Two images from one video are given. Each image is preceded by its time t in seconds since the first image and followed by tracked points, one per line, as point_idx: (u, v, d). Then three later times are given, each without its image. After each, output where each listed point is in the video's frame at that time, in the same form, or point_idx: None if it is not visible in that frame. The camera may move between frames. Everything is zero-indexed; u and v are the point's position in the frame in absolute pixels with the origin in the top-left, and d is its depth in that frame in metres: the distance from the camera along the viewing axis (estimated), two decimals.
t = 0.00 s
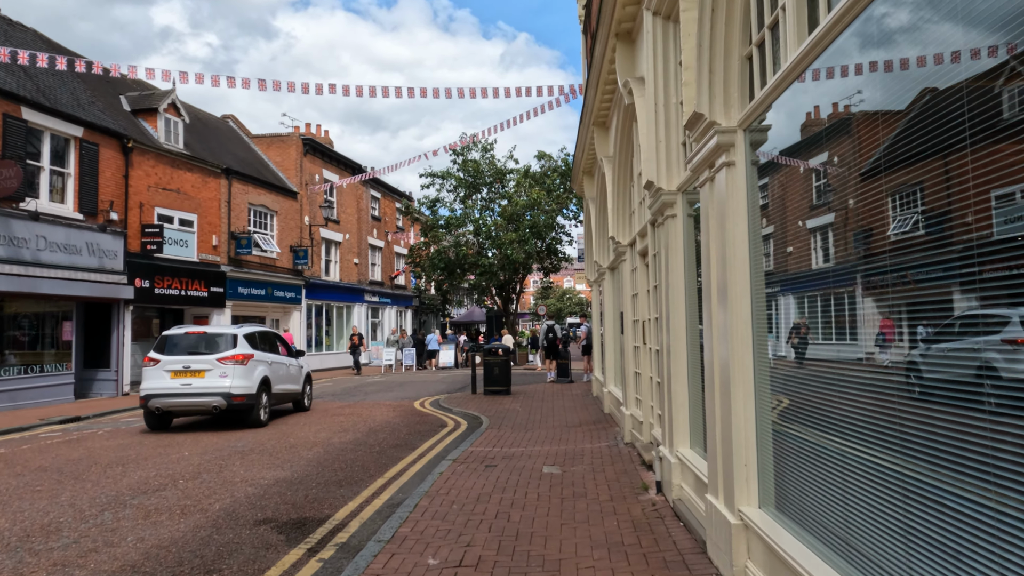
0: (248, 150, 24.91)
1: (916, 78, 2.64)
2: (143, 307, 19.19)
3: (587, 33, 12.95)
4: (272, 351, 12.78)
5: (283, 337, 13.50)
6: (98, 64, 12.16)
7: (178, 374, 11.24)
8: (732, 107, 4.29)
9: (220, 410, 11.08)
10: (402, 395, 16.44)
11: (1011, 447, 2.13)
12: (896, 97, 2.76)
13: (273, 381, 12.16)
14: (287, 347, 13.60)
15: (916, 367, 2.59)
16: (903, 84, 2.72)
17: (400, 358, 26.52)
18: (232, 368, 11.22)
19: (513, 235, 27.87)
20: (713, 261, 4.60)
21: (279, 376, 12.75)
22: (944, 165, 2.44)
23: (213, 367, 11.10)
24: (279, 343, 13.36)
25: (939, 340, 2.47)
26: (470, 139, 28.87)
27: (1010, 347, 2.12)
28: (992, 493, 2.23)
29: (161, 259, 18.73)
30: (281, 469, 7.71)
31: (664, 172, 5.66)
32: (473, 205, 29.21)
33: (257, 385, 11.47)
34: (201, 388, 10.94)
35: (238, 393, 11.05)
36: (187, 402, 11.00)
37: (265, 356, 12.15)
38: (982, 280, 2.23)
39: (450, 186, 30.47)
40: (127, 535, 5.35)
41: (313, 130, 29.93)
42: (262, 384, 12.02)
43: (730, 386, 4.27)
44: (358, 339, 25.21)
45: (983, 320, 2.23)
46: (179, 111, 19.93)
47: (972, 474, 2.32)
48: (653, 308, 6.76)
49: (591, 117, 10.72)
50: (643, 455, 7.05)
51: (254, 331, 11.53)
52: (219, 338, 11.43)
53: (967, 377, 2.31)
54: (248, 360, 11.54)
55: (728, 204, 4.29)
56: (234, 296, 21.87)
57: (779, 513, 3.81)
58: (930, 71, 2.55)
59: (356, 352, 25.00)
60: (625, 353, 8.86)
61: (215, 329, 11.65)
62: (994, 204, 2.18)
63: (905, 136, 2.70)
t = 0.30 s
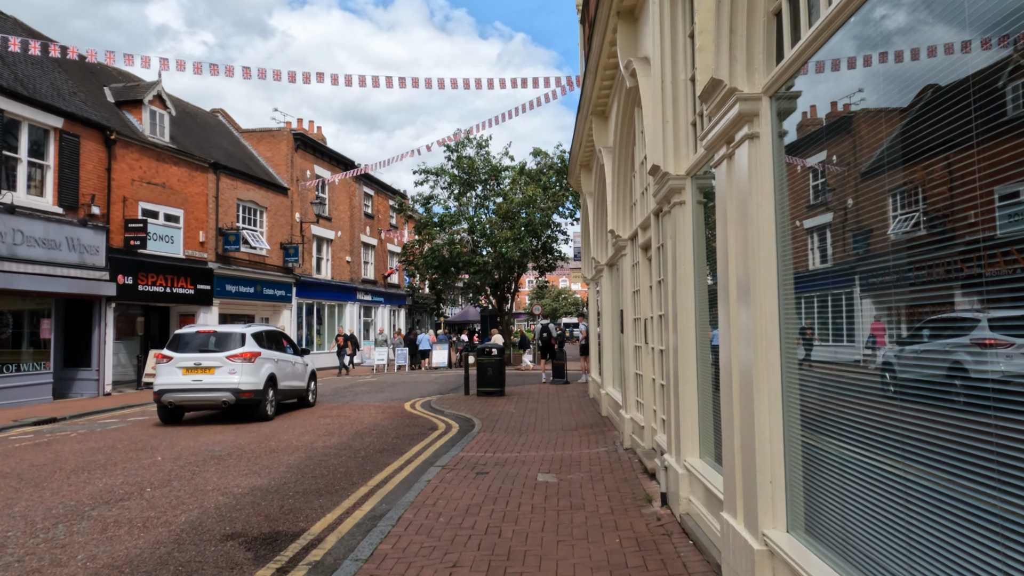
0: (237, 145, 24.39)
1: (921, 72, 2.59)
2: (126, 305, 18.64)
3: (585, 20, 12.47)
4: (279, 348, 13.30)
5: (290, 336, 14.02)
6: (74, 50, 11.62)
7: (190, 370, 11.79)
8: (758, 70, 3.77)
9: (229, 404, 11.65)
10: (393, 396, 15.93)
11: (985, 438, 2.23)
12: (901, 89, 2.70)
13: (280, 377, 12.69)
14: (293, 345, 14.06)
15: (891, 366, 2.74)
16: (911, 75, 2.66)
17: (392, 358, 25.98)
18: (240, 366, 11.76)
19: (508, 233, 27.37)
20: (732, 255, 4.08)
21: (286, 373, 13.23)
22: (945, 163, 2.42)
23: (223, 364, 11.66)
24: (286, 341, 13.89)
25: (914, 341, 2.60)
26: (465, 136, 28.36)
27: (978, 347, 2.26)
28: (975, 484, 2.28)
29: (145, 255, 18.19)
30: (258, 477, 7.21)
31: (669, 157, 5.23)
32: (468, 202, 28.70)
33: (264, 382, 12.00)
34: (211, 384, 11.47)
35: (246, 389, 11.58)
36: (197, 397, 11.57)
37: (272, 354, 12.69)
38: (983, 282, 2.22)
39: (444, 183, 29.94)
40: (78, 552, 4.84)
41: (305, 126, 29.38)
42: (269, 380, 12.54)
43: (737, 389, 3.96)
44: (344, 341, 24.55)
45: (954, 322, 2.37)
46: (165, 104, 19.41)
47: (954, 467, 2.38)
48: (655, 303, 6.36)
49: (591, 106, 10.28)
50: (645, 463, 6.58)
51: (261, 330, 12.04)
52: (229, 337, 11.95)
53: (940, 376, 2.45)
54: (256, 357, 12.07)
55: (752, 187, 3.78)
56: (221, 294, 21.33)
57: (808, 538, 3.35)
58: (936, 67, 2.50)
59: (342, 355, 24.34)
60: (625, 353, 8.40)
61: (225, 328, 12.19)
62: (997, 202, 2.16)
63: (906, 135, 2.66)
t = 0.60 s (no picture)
0: (221, 140, 23.83)
1: (915, 70, 2.35)
2: (105, 304, 18.10)
3: (577, 9, 12.01)
4: (278, 346, 13.54)
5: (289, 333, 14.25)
6: (42, 37, 11.11)
7: (193, 369, 12.01)
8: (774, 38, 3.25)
9: (231, 402, 11.87)
10: (379, 398, 15.47)
11: (955, 436, 2.12)
12: (897, 85, 2.44)
13: (280, 374, 12.94)
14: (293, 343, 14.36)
15: (859, 363, 2.65)
16: (904, 73, 2.41)
17: (380, 358, 25.51)
18: (242, 365, 11.98)
19: (499, 231, 26.93)
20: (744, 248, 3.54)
21: (286, 369, 13.53)
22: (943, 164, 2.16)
23: (225, 364, 11.87)
24: (284, 339, 14.09)
25: (883, 341, 2.52)
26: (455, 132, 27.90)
27: (945, 348, 2.16)
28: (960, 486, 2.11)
29: (124, 253, 17.67)
30: (227, 487, 6.74)
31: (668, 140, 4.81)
32: (458, 200, 28.23)
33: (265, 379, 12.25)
34: (214, 383, 11.69)
35: (248, 386, 11.82)
36: (201, 395, 11.81)
37: (272, 352, 12.93)
38: (981, 280, 1.99)
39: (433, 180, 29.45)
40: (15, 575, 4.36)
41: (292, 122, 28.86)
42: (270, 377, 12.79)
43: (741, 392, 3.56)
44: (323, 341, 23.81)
45: (923, 322, 2.28)
46: (145, 97, 18.85)
47: (923, 467, 2.29)
48: (652, 302, 5.91)
49: (583, 95, 9.83)
50: (641, 472, 6.14)
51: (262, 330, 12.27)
52: (230, 337, 12.17)
53: (906, 375, 2.36)
54: (256, 356, 12.29)
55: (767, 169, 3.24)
56: (205, 293, 20.80)
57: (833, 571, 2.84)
58: (927, 65, 2.28)
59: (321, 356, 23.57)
60: (619, 356, 7.95)
61: (226, 328, 12.41)
62: (996, 201, 1.93)
63: (896, 139, 2.44)
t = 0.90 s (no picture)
0: (209, 138, 23.29)
1: (901, 70, 2.13)
2: (88, 306, 17.56)
3: None
4: (286, 349, 13.66)
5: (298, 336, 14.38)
6: (14, 25, 10.57)
7: (204, 372, 12.16)
8: None
9: (239, 404, 12.00)
10: (370, 402, 14.98)
11: (925, 442, 2.07)
12: (893, 80, 2.17)
13: (287, 377, 13.05)
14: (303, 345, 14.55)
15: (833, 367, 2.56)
16: (895, 74, 2.16)
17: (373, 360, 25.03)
18: (249, 369, 12.09)
19: (494, 231, 26.45)
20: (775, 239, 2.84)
21: (295, 371, 13.69)
22: (943, 161, 1.96)
23: (233, 367, 11.98)
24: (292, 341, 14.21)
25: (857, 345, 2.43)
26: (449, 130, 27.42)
27: (918, 352, 2.09)
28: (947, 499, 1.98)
29: (107, 253, 17.13)
30: (201, 504, 6.25)
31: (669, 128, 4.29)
32: (452, 199, 27.73)
33: (272, 382, 12.36)
34: (222, 386, 11.81)
35: (256, 390, 11.93)
36: (211, 397, 11.95)
37: (280, 355, 13.04)
38: (984, 281, 1.81)
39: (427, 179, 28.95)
40: None
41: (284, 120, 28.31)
42: (278, 380, 12.94)
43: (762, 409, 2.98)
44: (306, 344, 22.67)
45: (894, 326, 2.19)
46: (129, 93, 18.31)
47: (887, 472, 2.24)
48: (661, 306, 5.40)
49: (581, 85, 9.34)
50: (646, 489, 5.66)
51: (272, 335, 12.39)
52: (239, 341, 12.28)
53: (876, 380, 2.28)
54: (264, 360, 12.40)
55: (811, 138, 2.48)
56: (193, 294, 20.27)
57: None
58: (917, 67, 2.08)
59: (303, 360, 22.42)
60: (620, 361, 7.46)
61: (235, 332, 12.53)
62: (999, 200, 1.75)
63: (894, 141, 2.18)
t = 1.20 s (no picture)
0: (200, 134, 22.78)
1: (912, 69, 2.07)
2: (74, 305, 17.06)
3: None
4: (299, 347, 14.06)
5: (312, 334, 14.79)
6: None
7: (217, 366, 12.65)
8: None
9: (250, 397, 12.44)
10: (364, 404, 14.50)
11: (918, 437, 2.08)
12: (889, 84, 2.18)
13: (299, 373, 13.43)
14: (317, 343, 14.99)
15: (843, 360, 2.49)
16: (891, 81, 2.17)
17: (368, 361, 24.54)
18: (259, 364, 12.51)
19: (491, 229, 25.96)
20: (837, 216, 2.38)
21: (308, 368, 14.11)
22: (978, 149, 1.85)
23: (243, 362, 12.42)
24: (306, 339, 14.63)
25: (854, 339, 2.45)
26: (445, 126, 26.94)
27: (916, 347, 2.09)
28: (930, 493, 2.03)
29: (93, 250, 16.64)
30: (178, 517, 5.79)
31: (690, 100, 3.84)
32: (449, 196, 27.23)
33: (282, 377, 12.75)
34: (233, 380, 12.24)
35: (265, 384, 12.32)
36: (223, 391, 12.43)
37: (292, 352, 13.43)
38: (990, 280, 1.81)
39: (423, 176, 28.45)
40: None
41: (277, 116, 27.81)
42: (291, 375, 13.36)
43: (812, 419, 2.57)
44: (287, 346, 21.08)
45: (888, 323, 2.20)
46: (117, 86, 17.83)
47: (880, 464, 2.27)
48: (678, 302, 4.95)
49: (585, 69, 8.86)
50: (661, 501, 5.19)
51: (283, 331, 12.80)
52: (251, 338, 12.73)
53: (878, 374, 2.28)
54: (275, 356, 12.83)
55: (891, 87, 2.02)
56: (183, 293, 19.77)
57: None
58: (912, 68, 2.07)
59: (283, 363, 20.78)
60: (628, 361, 7.00)
61: (249, 329, 13.00)
62: (1006, 196, 1.76)
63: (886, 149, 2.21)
